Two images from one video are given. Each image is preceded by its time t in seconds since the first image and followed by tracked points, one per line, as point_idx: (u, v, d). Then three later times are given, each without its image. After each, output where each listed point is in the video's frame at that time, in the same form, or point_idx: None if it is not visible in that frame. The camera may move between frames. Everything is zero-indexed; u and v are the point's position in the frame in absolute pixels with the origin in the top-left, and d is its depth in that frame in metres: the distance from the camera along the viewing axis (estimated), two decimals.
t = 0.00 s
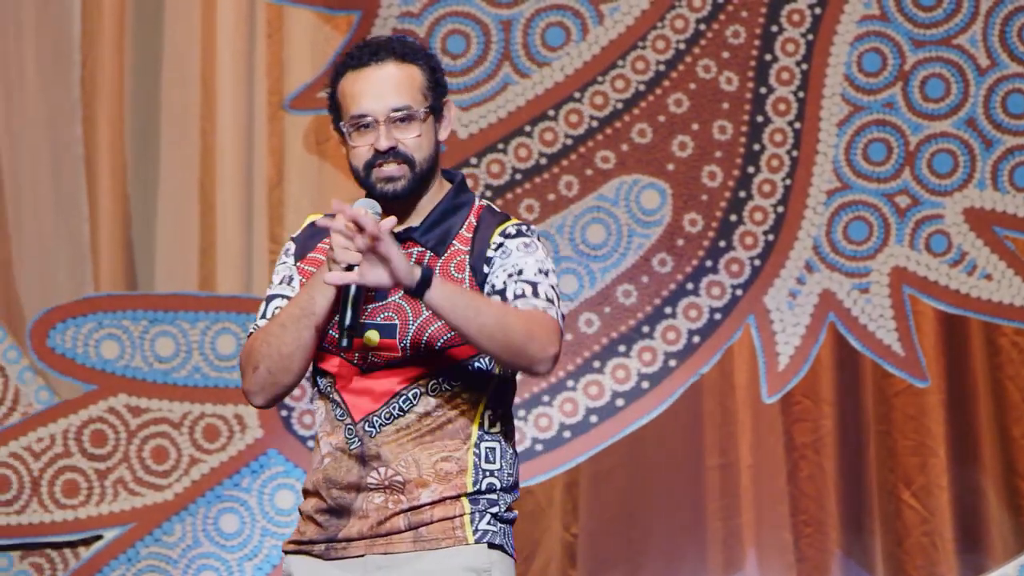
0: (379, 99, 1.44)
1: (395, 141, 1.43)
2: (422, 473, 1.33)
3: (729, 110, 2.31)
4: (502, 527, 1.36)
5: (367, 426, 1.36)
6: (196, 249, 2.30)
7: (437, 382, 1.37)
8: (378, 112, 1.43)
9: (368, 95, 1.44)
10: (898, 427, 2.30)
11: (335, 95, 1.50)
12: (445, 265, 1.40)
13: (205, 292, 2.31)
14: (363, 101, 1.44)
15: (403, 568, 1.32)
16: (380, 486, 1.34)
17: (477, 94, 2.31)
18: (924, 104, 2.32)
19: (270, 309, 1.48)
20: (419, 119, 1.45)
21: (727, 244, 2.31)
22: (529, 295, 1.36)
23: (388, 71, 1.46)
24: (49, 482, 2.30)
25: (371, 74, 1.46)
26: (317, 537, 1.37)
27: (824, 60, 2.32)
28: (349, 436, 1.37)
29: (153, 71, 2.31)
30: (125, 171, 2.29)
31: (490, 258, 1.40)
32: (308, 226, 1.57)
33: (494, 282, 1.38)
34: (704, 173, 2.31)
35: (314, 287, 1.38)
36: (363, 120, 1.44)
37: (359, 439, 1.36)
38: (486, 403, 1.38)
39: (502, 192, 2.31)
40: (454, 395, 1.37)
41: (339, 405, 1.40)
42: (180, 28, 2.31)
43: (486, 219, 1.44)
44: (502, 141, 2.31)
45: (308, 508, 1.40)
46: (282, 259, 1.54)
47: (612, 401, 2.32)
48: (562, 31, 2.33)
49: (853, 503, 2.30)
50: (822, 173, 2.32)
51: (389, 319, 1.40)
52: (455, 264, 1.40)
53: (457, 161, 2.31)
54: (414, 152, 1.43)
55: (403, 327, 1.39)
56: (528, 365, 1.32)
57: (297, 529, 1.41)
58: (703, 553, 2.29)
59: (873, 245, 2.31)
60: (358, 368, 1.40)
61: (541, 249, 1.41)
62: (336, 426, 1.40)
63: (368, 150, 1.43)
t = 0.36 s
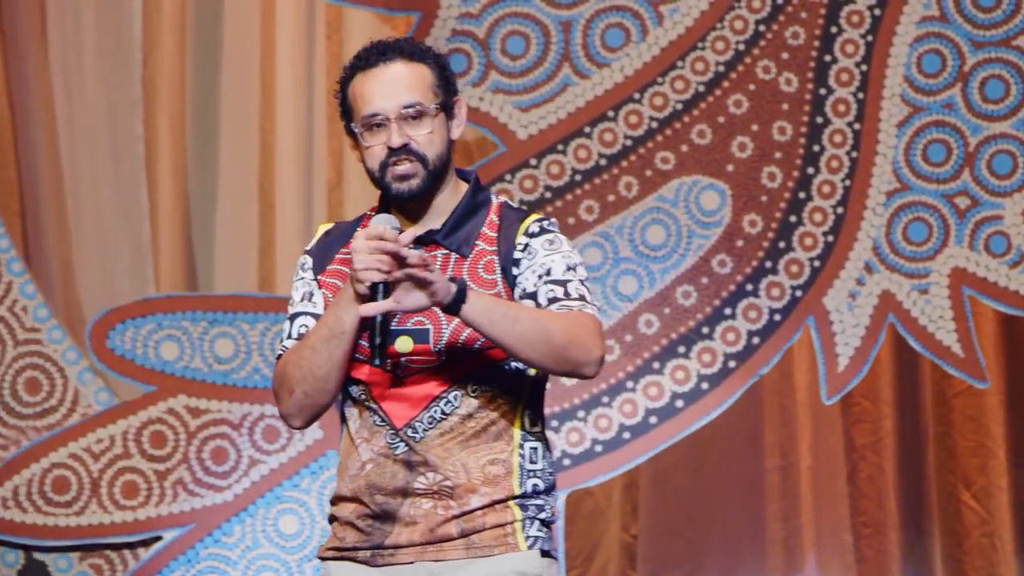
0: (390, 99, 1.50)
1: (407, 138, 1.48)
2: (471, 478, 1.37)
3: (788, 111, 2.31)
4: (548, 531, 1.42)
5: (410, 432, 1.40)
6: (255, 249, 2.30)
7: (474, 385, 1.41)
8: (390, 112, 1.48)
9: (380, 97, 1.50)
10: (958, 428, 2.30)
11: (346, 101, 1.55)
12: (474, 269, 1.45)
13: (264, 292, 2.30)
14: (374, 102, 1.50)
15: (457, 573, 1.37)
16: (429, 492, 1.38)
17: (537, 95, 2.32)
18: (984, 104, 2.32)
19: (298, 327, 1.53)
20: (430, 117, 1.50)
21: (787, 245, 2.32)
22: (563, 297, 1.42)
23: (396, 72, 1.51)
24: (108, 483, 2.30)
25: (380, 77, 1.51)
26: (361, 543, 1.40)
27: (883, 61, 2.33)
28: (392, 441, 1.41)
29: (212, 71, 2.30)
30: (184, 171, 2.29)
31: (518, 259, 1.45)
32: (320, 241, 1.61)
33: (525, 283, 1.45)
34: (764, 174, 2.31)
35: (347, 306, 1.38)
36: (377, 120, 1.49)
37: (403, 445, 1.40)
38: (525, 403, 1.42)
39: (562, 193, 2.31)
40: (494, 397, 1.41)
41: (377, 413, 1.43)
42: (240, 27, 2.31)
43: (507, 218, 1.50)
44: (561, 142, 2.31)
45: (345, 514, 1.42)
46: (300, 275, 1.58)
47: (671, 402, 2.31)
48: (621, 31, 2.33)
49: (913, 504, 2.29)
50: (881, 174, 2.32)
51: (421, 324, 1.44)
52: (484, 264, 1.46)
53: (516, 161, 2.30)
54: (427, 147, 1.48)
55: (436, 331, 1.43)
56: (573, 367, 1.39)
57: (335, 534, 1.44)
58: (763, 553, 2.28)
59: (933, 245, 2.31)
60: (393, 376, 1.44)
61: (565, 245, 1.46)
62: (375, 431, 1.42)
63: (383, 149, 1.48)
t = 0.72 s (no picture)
0: (494, 131, 1.38)
1: (508, 173, 1.39)
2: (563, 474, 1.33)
3: (846, 111, 2.31)
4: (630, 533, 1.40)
5: (500, 429, 1.34)
6: (313, 249, 2.30)
7: (563, 381, 1.36)
8: (495, 148, 1.37)
9: (484, 127, 1.39)
10: (1015, 428, 2.31)
11: (443, 105, 1.44)
12: (558, 267, 1.39)
13: (322, 293, 2.31)
14: (477, 130, 1.39)
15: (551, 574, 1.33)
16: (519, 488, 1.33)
17: (595, 95, 2.31)
18: None
19: (371, 339, 1.43)
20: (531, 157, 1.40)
21: (844, 246, 2.31)
22: (652, 346, 1.38)
23: (505, 102, 1.39)
24: (165, 483, 2.29)
25: (487, 102, 1.39)
26: (448, 544, 1.34)
27: (941, 62, 2.33)
28: (478, 439, 1.35)
29: (270, 73, 2.31)
30: (242, 172, 2.29)
31: (610, 266, 1.40)
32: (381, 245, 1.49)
33: (615, 302, 1.39)
34: (821, 175, 2.31)
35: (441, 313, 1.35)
36: (475, 151, 1.39)
37: (493, 442, 1.35)
38: (603, 399, 1.39)
39: (619, 193, 2.30)
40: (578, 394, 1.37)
41: (460, 411, 1.36)
42: (297, 27, 2.32)
43: (585, 220, 1.43)
44: (619, 142, 2.31)
45: (427, 515, 1.35)
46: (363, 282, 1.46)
47: (728, 403, 2.29)
48: (678, 32, 2.33)
49: (969, 504, 2.30)
50: (939, 175, 2.32)
51: (508, 324, 1.37)
52: (569, 263, 1.40)
53: (574, 161, 2.30)
54: (523, 185, 1.40)
55: (525, 329, 1.37)
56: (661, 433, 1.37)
57: (414, 534, 1.37)
58: (820, 554, 2.28)
59: (990, 245, 2.31)
60: (475, 374, 1.37)
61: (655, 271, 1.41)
62: (457, 432, 1.36)
63: (476, 179, 1.39)
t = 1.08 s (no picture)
0: (586, 142, 1.41)
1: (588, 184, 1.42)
2: (623, 473, 1.39)
3: (850, 111, 2.31)
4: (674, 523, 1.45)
5: (562, 431, 1.38)
6: (317, 249, 2.31)
7: (618, 383, 1.42)
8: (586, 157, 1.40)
9: (577, 135, 1.41)
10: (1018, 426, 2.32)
11: (528, 105, 1.46)
12: (616, 271, 1.46)
13: (326, 292, 2.31)
14: (564, 137, 1.42)
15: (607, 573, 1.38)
16: (582, 489, 1.38)
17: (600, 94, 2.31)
18: None
19: (421, 335, 1.39)
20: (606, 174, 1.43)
21: (848, 245, 2.31)
22: (711, 357, 1.51)
23: (594, 118, 1.42)
24: (169, 483, 2.28)
25: (578, 115, 1.42)
26: (506, 545, 1.36)
27: (945, 61, 2.33)
28: (538, 442, 1.38)
29: (275, 72, 2.31)
30: (247, 172, 2.29)
31: (669, 278, 1.48)
32: (423, 236, 1.45)
33: (682, 315, 1.49)
34: (825, 174, 2.31)
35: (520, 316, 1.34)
36: (559, 157, 1.41)
37: (554, 444, 1.38)
38: (647, 400, 1.46)
39: (623, 192, 2.29)
40: (630, 396, 1.43)
41: (520, 412, 1.38)
42: (301, 26, 2.32)
43: (634, 224, 1.51)
44: (623, 141, 2.30)
45: (481, 517, 1.37)
46: (408, 275, 1.42)
47: (733, 402, 2.29)
48: (683, 31, 2.33)
49: (972, 503, 2.31)
50: (942, 174, 2.32)
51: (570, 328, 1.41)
52: (629, 270, 1.47)
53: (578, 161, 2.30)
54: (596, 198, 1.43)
55: (589, 334, 1.42)
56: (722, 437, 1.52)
57: (464, 537, 1.38)
58: (824, 553, 2.28)
59: (994, 245, 2.32)
60: (533, 376, 1.40)
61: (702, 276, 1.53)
62: (513, 432, 1.38)
63: (553, 182, 1.42)
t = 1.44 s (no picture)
0: (616, 147, 1.42)
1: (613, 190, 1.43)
2: (636, 476, 1.43)
3: (822, 109, 2.31)
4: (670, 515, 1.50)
5: (583, 435, 1.40)
6: (289, 249, 2.30)
7: (629, 386, 1.45)
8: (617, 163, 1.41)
9: (608, 141, 1.42)
10: (992, 425, 2.31)
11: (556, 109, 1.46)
12: (627, 275, 1.48)
13: (299, 292, 2.31)
14: (595, 143, 1.42)
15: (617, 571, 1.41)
16: (601, 492, 1.40)
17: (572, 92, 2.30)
18: (1017, 103, 2.33)
19: (445, 338, 1.38)
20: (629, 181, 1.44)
21: (820, 244, 2.31)
22: (708, 357, 1.55)
23: (623, 124, 1.43)
24: (141, 481, 2.28)
25: (609, 120, 1.43)
26: (523, 545, 1.37)
27: (917, 60, 2.33)
28: (559, 445, 1.39)
29: (247, 71, 2.30)
30: (220, 172, 2.29)
31: (674, 280, 1.51)
32: (438, 236, 1.43)
33: (682, 317, 1.52)
34: (797, 173, 2.31)
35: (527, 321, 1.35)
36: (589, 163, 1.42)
37: (574, 448, 1.39)
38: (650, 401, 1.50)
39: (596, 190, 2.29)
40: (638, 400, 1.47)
41: (540, 415, 1.39)
42: (274, 25, 2.31)
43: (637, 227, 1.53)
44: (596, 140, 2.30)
45: (496, 517, 1.37)
46: (429, 275, 1.39)
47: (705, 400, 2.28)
48: (655, 29, 2.32)
49: (944, 502, 2.31)
50: (914, 173, 2.32)
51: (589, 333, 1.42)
52: (637, 273, 1.49)
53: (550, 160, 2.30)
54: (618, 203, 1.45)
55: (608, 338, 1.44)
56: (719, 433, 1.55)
57: (476, 536, 1.37)
58: (796, 553, 2.28)
59: (966, 244, 2.32)
60: (554, 379, 1.41)
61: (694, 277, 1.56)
62: (533, 435, 1.39)
63: (580, 187, 1.43)
